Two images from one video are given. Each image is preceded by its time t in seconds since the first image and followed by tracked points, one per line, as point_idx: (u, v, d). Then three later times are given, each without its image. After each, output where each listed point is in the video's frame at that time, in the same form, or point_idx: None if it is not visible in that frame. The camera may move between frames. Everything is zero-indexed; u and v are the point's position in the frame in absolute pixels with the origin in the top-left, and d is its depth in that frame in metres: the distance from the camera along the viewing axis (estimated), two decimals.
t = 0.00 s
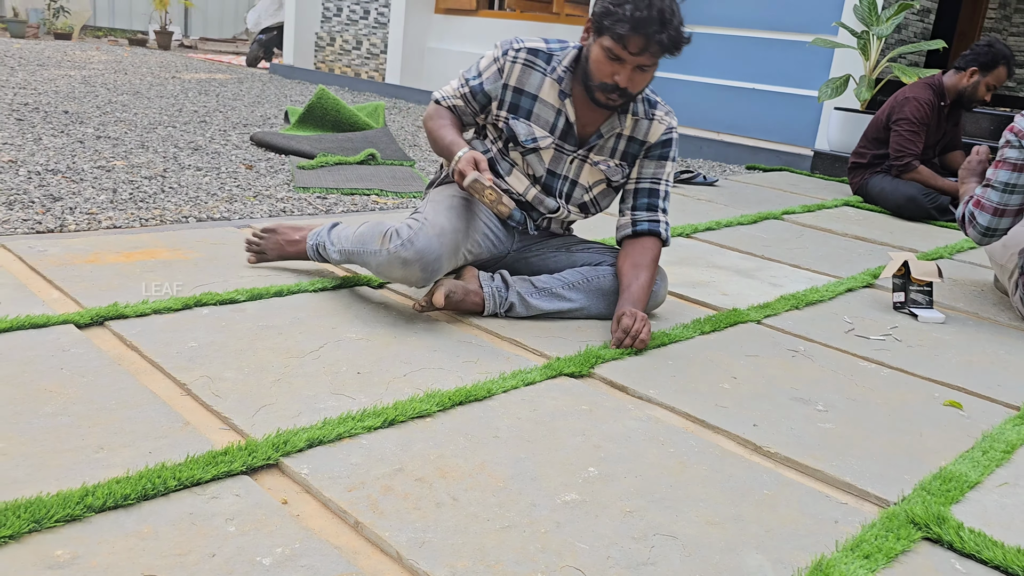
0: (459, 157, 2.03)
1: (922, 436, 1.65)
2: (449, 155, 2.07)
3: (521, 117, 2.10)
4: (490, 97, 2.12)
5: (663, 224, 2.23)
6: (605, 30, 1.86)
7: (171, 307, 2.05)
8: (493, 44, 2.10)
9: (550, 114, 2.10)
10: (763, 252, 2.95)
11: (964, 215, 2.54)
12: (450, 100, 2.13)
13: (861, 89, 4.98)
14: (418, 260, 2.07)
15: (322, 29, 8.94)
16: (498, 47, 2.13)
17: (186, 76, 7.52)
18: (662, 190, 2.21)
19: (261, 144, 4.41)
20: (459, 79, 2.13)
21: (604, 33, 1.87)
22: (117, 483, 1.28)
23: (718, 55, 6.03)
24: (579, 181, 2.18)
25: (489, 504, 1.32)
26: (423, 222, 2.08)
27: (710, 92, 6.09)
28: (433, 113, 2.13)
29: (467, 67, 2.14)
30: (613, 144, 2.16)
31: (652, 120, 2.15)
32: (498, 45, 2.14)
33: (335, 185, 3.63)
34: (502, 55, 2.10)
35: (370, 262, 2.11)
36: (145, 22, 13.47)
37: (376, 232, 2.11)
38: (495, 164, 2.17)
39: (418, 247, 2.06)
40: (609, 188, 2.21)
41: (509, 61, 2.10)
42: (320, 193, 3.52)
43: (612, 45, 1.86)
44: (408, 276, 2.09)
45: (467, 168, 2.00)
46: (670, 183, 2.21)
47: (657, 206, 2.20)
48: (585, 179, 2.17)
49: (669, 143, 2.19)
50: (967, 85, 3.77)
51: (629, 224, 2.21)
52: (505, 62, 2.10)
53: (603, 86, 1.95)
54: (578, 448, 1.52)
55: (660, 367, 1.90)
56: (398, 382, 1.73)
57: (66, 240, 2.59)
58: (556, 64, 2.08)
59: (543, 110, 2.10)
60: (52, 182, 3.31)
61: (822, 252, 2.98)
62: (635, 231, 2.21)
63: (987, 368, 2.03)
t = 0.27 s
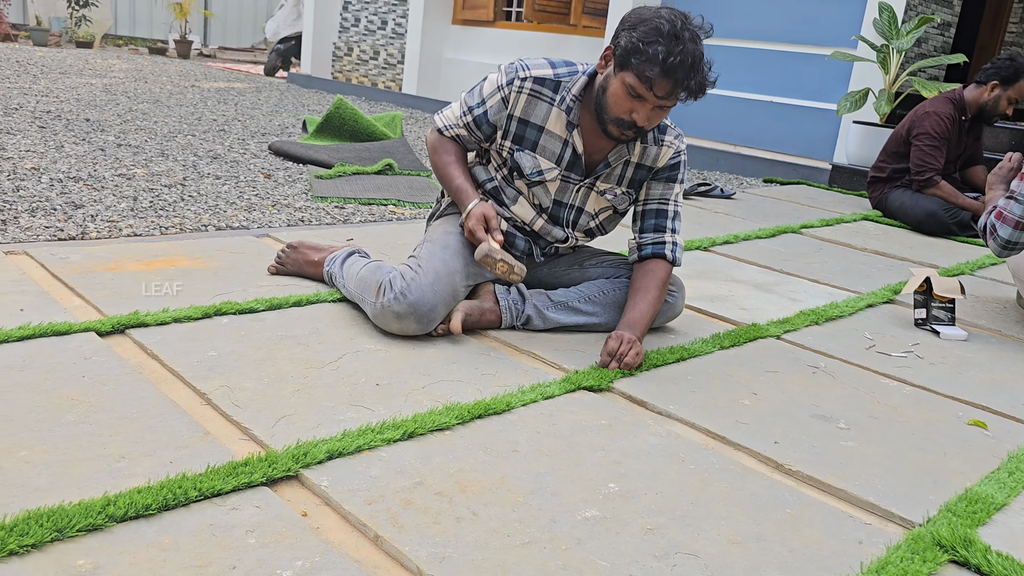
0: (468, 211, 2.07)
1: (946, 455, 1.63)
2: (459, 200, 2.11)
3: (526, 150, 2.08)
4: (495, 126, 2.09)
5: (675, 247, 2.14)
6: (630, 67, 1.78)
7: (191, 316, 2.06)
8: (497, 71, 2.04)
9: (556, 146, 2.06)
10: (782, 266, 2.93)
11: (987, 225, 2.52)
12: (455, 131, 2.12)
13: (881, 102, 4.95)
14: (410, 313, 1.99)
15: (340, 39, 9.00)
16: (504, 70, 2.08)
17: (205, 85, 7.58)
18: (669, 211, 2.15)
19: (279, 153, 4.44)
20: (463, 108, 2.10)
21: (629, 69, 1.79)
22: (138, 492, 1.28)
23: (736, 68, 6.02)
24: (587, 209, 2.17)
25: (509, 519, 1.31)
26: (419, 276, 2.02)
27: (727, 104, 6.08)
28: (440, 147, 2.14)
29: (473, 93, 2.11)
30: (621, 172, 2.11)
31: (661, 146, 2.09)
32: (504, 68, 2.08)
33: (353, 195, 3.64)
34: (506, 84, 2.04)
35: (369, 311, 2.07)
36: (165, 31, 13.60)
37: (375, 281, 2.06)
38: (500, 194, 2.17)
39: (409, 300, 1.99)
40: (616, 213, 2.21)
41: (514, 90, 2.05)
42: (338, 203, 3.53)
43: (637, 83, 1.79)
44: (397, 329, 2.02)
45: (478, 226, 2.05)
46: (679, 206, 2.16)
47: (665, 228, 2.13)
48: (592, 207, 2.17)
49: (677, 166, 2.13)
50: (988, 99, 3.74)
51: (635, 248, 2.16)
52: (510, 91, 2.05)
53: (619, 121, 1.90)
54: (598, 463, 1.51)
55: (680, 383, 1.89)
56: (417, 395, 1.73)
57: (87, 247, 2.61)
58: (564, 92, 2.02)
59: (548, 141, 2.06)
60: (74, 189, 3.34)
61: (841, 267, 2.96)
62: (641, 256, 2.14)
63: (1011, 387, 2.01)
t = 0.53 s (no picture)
0: (465, 232, 2.09)
1: (952, 467, 1.62)
2: (451, 225, 2.13)
3: (499, 157, 2.09)
4: (465, 140, 2.10)
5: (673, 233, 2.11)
6: (587, 58, 1.76)
7: (197, 321, 2.07)
8: (456, 86, 2.05)
9: (528, 148, 2.06)
10: (788, 275, 2.93)
11: (995, 236, 2.51)
12: (430, 156, 2.14)
13: (888, 112, 4.94)
14: (410, 323, 1.98)
15: (348, 46, 9.04)
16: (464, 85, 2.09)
17: (214, 91, 7.62)
18: (659, 197, 2.12)
19: (286, 158, 4.46)
20: (431, 130, 2.12)
21: (586, 60, 1.77)
22: (142, 496, 1.29)
23: (744, 76, 6.02)
24: (573, 205, 2.16)
25: (511, 527, 1.31)
26: (419, 286, 2.01)
27: (735, 113, 6.08)
28: (420, 174, 2.17)
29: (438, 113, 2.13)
30: (599, 162, 2.09)
31: (635, 129, 2.05)
32: (462, 82, 2.09)
33: (359, 201, 3.65)
34: (467, 96, 2.06)
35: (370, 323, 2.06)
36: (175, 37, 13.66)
37: (376, 291, 2.05)
38: (485, 203, 2.20)
39: (410, 311, 1.97)
40: (604, 205, 2.18)
41: (476, 100, 2.05)
42: (345, 209, 3.54)
43: (597, 73, 1.77)
44: (398, 339, 2.01)
45: (471, 246, 2.07)
46: (666, 186, 2.12)
47: (657, 213, 2.11)
48: (577, 203, 2.15)
49: (656, 147, 2.09)
50: (998, 111, 3.71)
51: (634, 241, 2.13)
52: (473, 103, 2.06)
53: (586, 113, 1.88)
54: (601, 471, 1.50)
55: (684, 391, 1.89)
56: (421, 401, 1.73)
57: (95, 251, 2.62)
58: (525, 93, 2.03)
59: (520, 145, 2.06)
60: (82, 193, 3.36)
61: (847, 276, 2.96)
62: (641, 248, 2.11)
63: (1018, 398, 2.00)
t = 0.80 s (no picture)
0: (449, 232, 2.11)
1: (944, 471, 1.62)
2: (433, 229, 2.15)
3: (463, 160, 2.10)
4: (431, 147, 2.12)
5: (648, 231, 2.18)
6: (532, 54, 1.79)
7: (192, 323, 2.07)
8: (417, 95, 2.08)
9: (491, 149, 2.07)
10: (784, 279, 2.93)
11: (991, 240, 2.51)
12: (404, 169, 2.18)
13: (885, 117, 4.94)
14: (404, 324, 1.99)
15: (347, 50, 9.05)
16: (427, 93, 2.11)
17: (213, 94, 7.63)
18: (632, 198, 2.16)
19: (284, 162, 4.46)
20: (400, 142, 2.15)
21: (533, 57, 1.79)
22: (133, 497, 1.29)
23: (741, 82, 6.03)
24: (536, 200, 2.16)
25: (502, 529, 1.31)
26: (413, 286, 2.02)
27: (732, 118, 6.10)
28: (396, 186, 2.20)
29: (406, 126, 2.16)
30: (563, 159, 2.09)
31: (597, 126, 2.06)
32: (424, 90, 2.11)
33: (356, 204, 3.65)
34: (429, 104, 2.08)
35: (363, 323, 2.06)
36: (174, 41, 13.67)
37: (369, 292, 2.05)
38: (462, 206, 2.23)
39: (404, 311, 1.98)
40: (568, 202, 2.18)
41: (437, 107, 2.08)
42: (342, 212, 3.55)
43: (545, 67, 1.79)
44: (392, 340, 2.01)
45: (460, 247, 2.09)
46: (637, 190, 2.16)
47: (635, 218, 2.16)
48: (542, 199, 2.16)
49: (623, 146, 2.11)
50: (996, 119, 3.72)
51: (613, 240, 2.18)
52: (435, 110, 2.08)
53: (542, 109, 1.89)
54: (593, 474, 1.50)
55: (678, 395, 1.89)
56: (414, 404, 1.73)
57: (90, 253, 2.62)
58: (482, 95, 2.04)
59: (483, 146, 2.07)
60: (79, 196, 3.36)
61: (842, 281, 2.96)
62: (620, 247, 2.17)
63: (1011, 403, 2.00)
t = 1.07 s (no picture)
0: (452, 235, 2.11)
1: (938, 472, 1.62)
2: (436, 229, 2.15)
3: (473, 168, 2.09)
4: (442, 150, 2.11)
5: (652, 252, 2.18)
6: (556, 84, 1.76)
7: (188, 322, 2.07)
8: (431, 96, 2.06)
9: (501, 161, 2.05)
10: (780, 280, 2.94)
11: (987, 242, 2.52)
12: (411, 165, 2.17)
13: (882, 119, 4.94)
14: (400, 324, 1.99)
15: (345, 50, 9.05)
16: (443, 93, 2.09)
17: (210, 94, 7.63)
18: (639, 218, 2.15)
19: (281, 162, 4.46)
20: (411, 140, 2.14)
21: (556, 86, 1.77)
22: (128, 496, 1.29)
23: (739, 83, 6.04)
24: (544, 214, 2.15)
25: (497, 529, 1.31)
26: (410, 287, 2.02)
27: (729, 119, 6.10)
28: (403, 181, 2.20)
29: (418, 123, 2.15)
30: (574, 176, 2.07)
31: (610, 145, 2.05)
32: (440, 91, 2.09)
33: (353, 205, 3.65)
34: (443, 108, 2.06)
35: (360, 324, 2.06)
36: (172, 41, 13.66)
37: (366, 293, 2.05)
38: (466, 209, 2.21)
39: (401, 312, 1.98)
40: (574, 218, 2.18)
41: (451, 112, 2.06)
42: (339, 212, 3.55)
43: (567, 98, 1.77)
44: (388, 340, 2.01)
45: (461, 251, 2.08)
46: (645, 211, 2.15)
47: (639, 236, 2.15)
48: (548, 213, 2.15)
49: (634, 167, 2.09)
50: (991, 119, 3.73)
51: (617, 257, 2.18)
52: (449, 115, 2.06)
53: (559, 134, 1.88)
54: (588, 474, 1.51)
55: (673, 395, 1.89)
56: (410, 404, 1.73)
57: (87, 253, 2.62)
58: (498, 107, 2.02)
59: (493, 157, 2.05)
60: (76, 196, 3.36)
61: (839, 283, 2.97)
62: (625, 265, 2.17)
63: (1006, 404, 2.00)
